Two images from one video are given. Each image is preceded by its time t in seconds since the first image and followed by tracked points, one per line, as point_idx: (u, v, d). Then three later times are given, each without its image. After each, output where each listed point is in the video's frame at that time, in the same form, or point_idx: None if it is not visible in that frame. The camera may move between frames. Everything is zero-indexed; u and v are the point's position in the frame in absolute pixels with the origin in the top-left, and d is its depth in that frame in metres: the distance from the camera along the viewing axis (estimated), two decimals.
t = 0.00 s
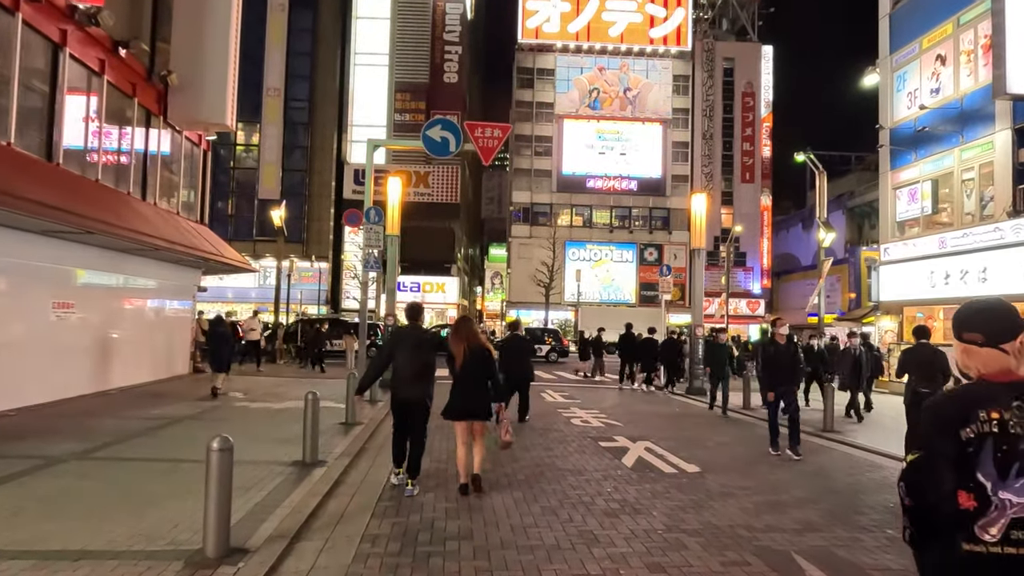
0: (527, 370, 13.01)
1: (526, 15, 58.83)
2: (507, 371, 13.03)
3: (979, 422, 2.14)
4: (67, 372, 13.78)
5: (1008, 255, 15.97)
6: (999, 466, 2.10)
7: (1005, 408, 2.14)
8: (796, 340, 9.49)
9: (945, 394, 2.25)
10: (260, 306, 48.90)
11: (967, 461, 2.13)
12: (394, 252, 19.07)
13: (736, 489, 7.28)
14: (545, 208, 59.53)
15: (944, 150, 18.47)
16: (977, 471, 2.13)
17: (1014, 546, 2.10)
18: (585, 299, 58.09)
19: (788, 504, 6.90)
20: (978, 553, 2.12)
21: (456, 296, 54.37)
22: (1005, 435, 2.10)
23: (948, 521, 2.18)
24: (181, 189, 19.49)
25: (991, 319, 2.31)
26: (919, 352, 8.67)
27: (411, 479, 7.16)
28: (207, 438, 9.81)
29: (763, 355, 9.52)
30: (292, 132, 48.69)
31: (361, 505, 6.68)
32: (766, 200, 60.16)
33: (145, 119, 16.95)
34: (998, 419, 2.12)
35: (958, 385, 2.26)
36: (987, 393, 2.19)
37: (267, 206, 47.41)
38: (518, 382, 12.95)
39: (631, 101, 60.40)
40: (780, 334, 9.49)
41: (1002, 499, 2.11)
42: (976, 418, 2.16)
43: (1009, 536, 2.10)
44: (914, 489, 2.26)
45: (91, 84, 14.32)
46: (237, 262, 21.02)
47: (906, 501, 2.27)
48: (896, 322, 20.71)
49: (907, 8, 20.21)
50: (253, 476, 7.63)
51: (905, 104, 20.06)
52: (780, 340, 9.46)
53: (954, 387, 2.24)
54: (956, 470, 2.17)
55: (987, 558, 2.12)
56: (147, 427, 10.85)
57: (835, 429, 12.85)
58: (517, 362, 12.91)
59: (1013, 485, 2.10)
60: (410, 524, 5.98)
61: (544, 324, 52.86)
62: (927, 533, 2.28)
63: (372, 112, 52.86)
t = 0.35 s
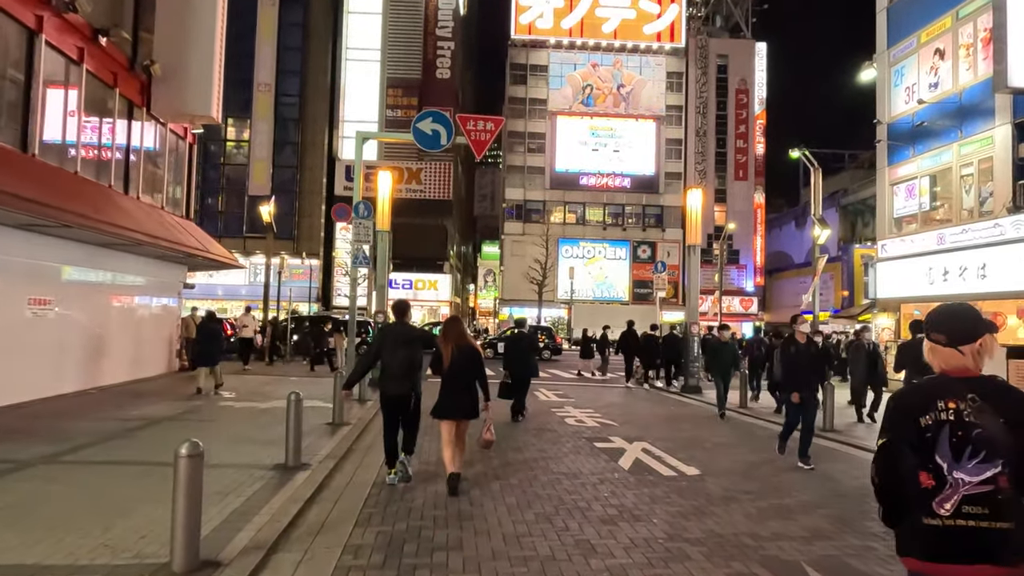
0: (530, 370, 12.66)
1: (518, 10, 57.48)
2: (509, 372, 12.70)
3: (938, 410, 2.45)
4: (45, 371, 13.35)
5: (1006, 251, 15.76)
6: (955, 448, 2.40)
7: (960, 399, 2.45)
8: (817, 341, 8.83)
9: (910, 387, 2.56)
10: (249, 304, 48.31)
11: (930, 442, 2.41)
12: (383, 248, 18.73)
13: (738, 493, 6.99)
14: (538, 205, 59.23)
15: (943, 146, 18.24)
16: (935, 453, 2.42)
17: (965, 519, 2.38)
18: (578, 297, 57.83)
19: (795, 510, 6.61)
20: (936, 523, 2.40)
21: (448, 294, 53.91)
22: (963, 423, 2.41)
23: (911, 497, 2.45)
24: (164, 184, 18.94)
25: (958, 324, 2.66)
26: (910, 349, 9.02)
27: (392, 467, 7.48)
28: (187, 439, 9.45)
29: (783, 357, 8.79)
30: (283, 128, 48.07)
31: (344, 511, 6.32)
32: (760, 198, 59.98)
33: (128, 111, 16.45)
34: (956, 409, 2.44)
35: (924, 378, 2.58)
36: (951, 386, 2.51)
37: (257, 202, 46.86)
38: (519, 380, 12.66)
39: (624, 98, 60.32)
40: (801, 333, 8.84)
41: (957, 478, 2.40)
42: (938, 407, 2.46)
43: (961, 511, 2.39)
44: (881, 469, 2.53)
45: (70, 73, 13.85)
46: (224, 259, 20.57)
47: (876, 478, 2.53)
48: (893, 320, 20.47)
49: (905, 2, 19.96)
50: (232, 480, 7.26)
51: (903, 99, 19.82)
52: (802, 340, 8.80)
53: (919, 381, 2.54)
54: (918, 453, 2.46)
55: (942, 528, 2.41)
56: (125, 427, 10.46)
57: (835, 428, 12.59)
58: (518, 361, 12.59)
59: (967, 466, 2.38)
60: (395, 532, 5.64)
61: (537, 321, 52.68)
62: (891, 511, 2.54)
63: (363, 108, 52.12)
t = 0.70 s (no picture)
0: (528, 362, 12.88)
1: (507, 6, 57.54)
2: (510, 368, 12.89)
3: (886, 404, 2.69)
4: (16, 371, 12.84)
5: (1000, 248, 15.56)
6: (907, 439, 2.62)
7: (907, 394, 2.70)
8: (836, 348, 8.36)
9: (865, 384, 2.78)
10: (234, 301, 47.66)
11: (887, 435, 2.65)
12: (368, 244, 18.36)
13: (735, 499, 6.65)
14: (526, 202, 58.86)
15: (935, 141, 18.06)
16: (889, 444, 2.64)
17: (919, 502, 2.62)
18: (567, 294, 57.52)
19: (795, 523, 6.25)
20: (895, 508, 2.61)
21: (436, 291, 53.36)
22: (910, 416, 2.66)
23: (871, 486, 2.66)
24: (142, 178, 18.36)
25: (895, 324, 2.88)
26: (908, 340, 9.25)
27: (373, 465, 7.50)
28: (158, 443, 9.00)
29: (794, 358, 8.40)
30: (269, 123, 47.54)
31: (321, 523, 5.93)
32: (748, 195, 59.92)
33: (103, 102, 15.85)
34: (905, 404, 2.67)
35: (877, 375, 2.80)
36: (900, 381, 2.75)
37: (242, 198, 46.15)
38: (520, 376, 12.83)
39: (613, 94, 60.19)
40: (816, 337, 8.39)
41: (908, 465, 2.64)
42: (889, 402, 2.70)
43: (913, 495, 2.63)
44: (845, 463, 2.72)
45: (39, 61, 13.28)
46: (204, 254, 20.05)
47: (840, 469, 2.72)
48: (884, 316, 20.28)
49: None
50: (203, 489, 6.83)
51: (895, 94, 19.62)
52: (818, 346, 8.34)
53: (876, 379, 2.76)
54: (877, 446, 2.65)
55: (900, 512, 2.64)
56: (95, 431, 10.00)
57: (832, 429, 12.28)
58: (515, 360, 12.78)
59: (917, 454, 2.63)
60: (373, 547, 5.25)
61: (525, 319, 52.29)
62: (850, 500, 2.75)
63: (349, 102, 51.39)
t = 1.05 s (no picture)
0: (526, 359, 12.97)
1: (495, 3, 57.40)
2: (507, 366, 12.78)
3: (833, 381, 2.98)
4: None
5: (993, 245, 15.40)
6: (848, 414, 2.92)
7: (854, 374, 2.98)
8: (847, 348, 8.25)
9: (816, 364, 3.07)
10: (218, 300, 46.96)
11: (829, 411, 2.93)
12: (352, 241, 17.93)
13: (736, 504, 6.33)
14: (514, 201, 58.41)
15: (927, 137, 17.88)
16: (834, 418, 2.94)
17: (861, 471, 2.92)
18: (554, 293, 57.21)
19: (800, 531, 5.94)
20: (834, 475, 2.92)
21: (423, 290, 52.81)
22: (855, 392, 2.94)
23: (817, 455, 2.97)
24: (118, 172, 17.75)
25: (848, 310, 3.17)
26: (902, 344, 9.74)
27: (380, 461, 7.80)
28: (128, 448, 8.53)
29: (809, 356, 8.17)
30: (254, 119, 46.77)
31: (296, 534, 5.53)
32: (736, 194, 59.93)
33: (75, 93, 15.25)
34: (850, 382, 2.96)
35: (826, 357, 3.09)
36: (848, 361, 3.03)
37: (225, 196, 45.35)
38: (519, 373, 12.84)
39: (601, 93, 59.79)
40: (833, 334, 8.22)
41: (853, 437, 2.92)
42: (836, 381, 2.98)
43: (856, 464, 2.93)
44: (794, 435, 3.04)
45: (7, 47, 12.71)
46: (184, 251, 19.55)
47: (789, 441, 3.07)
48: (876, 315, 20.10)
49: None
50: (170, 497, 6.37)
51: (886, 90, 19.45)
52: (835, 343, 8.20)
53: (823, 360, 3.07)
54: (822, 420, 2.97)
55: (843, 478, 2.94)
56: (62, 435, 9.50)
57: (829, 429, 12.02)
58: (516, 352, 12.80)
59: (860, 427, 2.92)
60: (352, 561, 4.86)
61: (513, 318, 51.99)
62: (802, 467, 3.08)
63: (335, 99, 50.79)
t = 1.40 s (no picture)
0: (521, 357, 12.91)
1: None
2: (503, 363, 12.62)
3: (799, 372, 3.09)
4: None
5: (986, 244, 15.25)
6: (814, 401, 3.04)
7: (819, 365, 3.10)
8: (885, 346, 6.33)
9: (784, 356, 3.19)
10: (200, 298, 46.14)
11: (796, 397, 3.06)
12: (335, 237, 17.46)
13: (737, 515, 6.00)
14: (501, 198, 57.98)
15: (919, 135, 17.67)
16: (800, 406, 3.06)
17: (822, 455, 3.04)
18: (541, 292, 56.83)
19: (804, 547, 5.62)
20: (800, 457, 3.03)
21: (409, 289, 52.20)
22: (820, 382, 3.06)
23: (783, 440, 3.09)
24: (91, 165, 17.12)
25: (814, 312, 3.34)
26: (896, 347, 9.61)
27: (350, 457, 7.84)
28: (92, 455, 8.06)
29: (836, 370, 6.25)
30: (237, 115, 45.71)
31: (265, 553, 5.10)
32: (723, 193, 59.87)
33: (45, 82, 14.62)
34: (815, 372, 3.08)
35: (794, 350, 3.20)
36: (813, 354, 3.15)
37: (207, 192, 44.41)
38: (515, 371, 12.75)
39: (589, 91, 59.29)
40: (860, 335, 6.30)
41: (817, 423, 3.05)
42: (802, 371, 3.11)
43: (818, 449, 3.05)
44: (760, 422, 3.16)
45: None
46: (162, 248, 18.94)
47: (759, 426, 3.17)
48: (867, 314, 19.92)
49: None
50: (132, 510, 5.91)
51: (877, 88, 19.29)
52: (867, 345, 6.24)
53: (793, 353, 3.19)
54: (790, 406, 3.09)
55: (806, 461, 3.06)
56: (24, 440, 8.99)
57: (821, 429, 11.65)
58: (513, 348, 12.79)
59: (824, 415, 3.05)
60: None
61: (500, 316, 51.62)
62: (768, 453, 3.18)
63: (320, 94, 50.07)
